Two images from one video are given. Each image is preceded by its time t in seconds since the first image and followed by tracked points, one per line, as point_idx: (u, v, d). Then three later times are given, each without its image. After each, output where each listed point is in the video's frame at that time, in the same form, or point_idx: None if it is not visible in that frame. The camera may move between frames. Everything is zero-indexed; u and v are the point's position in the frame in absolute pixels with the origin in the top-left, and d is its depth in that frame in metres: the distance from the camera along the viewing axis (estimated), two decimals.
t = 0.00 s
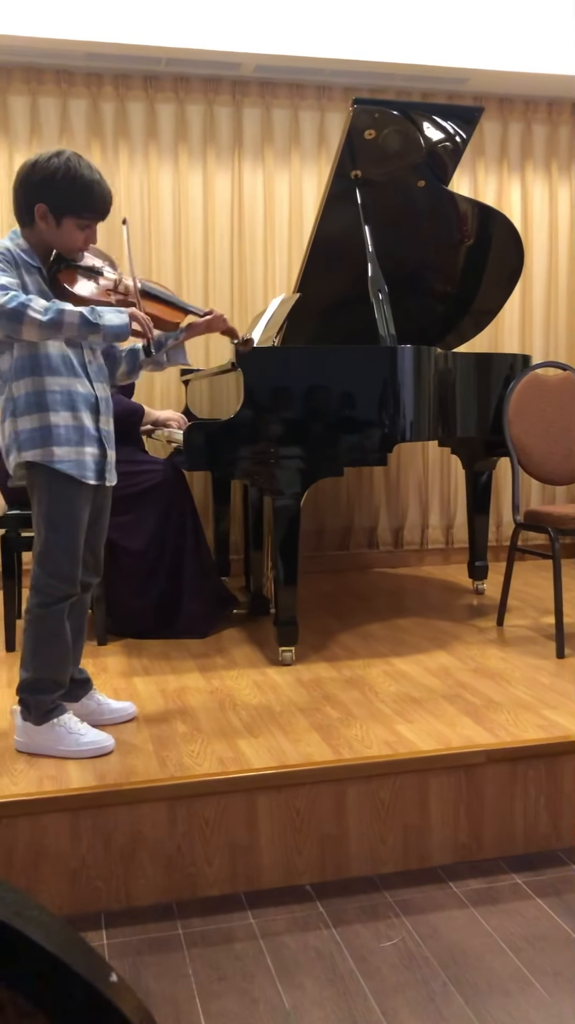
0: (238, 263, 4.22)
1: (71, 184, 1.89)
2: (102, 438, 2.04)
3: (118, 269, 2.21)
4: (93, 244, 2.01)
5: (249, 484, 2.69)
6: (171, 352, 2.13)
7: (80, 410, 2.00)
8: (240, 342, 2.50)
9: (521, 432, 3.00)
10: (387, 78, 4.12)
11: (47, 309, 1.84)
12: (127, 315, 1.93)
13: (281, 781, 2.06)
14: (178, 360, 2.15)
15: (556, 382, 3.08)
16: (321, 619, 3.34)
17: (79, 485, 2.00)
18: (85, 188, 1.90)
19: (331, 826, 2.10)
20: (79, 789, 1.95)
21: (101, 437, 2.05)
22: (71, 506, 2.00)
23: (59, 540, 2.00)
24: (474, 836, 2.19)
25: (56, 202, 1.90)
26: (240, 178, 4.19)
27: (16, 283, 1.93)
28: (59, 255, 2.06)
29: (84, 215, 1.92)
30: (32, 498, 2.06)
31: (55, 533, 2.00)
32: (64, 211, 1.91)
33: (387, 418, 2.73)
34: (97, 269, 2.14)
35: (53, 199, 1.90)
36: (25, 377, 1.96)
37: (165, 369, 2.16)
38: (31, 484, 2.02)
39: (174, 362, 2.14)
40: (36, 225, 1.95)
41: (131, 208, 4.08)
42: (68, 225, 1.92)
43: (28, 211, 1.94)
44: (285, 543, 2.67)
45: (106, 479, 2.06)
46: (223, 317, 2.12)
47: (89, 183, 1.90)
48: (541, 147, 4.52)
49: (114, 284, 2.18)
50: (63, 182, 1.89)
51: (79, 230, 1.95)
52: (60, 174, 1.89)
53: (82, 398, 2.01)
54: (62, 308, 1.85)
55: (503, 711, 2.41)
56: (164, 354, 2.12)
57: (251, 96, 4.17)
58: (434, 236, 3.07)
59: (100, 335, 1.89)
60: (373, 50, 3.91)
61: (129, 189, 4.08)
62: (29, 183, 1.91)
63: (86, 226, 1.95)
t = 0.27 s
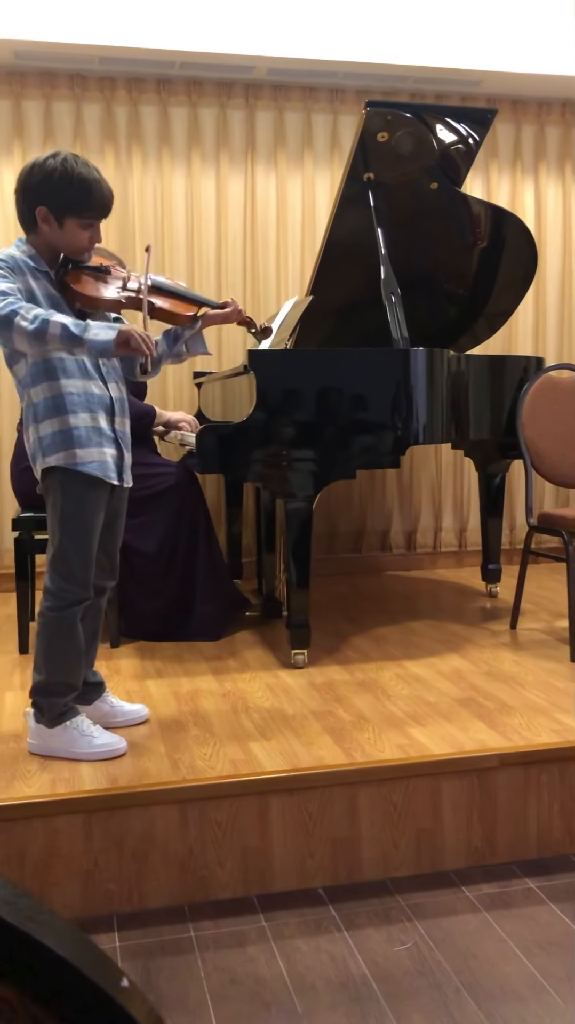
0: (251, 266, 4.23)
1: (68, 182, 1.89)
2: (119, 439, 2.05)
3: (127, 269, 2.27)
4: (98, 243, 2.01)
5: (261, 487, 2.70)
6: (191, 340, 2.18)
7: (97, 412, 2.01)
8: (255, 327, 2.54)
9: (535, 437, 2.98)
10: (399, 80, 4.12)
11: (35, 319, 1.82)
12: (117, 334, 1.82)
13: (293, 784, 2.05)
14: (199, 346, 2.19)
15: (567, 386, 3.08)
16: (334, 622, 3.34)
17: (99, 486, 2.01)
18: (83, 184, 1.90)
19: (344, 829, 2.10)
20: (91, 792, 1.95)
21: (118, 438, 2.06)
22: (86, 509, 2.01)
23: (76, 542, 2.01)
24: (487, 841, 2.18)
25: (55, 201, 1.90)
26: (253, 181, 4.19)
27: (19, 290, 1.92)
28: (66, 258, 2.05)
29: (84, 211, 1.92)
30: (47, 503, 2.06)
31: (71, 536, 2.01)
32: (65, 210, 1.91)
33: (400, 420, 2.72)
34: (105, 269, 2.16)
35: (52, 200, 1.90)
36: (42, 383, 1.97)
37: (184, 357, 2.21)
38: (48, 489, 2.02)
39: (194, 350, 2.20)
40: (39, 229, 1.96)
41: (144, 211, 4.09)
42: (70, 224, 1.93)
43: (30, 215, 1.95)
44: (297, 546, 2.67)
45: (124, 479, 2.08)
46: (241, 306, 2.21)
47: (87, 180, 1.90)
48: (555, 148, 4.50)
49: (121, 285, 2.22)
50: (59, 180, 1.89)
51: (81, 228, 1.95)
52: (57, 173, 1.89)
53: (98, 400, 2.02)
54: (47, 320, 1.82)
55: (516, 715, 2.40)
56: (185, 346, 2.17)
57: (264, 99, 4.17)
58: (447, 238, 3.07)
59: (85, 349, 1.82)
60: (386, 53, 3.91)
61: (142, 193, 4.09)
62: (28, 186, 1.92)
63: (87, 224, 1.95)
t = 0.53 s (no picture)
0: (262, 267, 4.23)
1: (78, 185, 1.89)
2: (127, 439, 2.05)
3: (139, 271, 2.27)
4: (109, 245, 2.01)
5: (273, 489, 2.69)
6: (202, 345, 2.16)
7: (104, 413, 2.01)
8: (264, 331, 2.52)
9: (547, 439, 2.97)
10: (411, 81, 4.11)
11: (51, 320, 1.82)
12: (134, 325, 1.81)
13: (304, 786, 2.05)
14: (209, 353, 2.17)
15: None
16: (345, 624, 3.34)
17: (106, 487, 2.01)
18: (93, 186, 1.90)
19: (355, 831, 2.09)
20: (103, 793, 1.96)
21: (126, 439, 2.06)
22: (95, 511, 2.01)
23: (84, 544, 2.01)
24: (499, 844, 2.17)
25: (66, 203, 1.90)
26: (265, 182, 4.19)
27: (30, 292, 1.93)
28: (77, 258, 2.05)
29: (95, 214, 1.92)
30: (57, 504, 2.07)
31: (80, 538, 2.01)
32: (75, 212, 1.91)
33: (412, 422, 2.72)
34: (116, 270, 2.16)
35: (63, 202, 1.90)
36: (50, 384, 1.97)
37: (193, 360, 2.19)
38: (57, 490, 2.03)
39: (204, 355, 2.18)
40: (51, 231, 1.97)
41: (156, 213, 4.10)
42: (81, 225, 1.93)
43: (41, 217, 1.95)
44: (308, 548, 2.67)
45: (132, 480, 2.07)
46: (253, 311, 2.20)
47: (97, 181, 1.90)
48: (567, 149, 4.49)
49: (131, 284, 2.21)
50: (70, 182, 1.89)
51: (92, 230, 1.95)
52: (67, 175, 1.89)
53: (106, 401, 2.01)
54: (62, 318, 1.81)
55: (529, 718, 2.39)
56: (195, 350, 2.14)
57: (276, 101, 4.18)
58: (460, 239, 3.06)
59: (102, 345, 1.80)
60: (398, 54, 3.91)
61: (154, 195, 4.10)
62: (39, 188, 1.92)
63: (99, 226, 1.95)
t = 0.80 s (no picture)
0: (274, 269, 4.24)
1: (98, 189, 1.90)
2: (135, 443, 2.06)
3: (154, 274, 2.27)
4: (125, 248, 2.02)
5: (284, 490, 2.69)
6: (209, 354, 2.16)
7: (113, 417, 2.02)
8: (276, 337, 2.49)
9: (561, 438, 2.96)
10: (423, 81, 4.11)
11: (72, 332, 1.83)
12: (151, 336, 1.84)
13: (315, 787, 2.05)
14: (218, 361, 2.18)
15: None
16: (356, 625, 3.33)
17: (114, 491, 2.02)
18: (113, 192, 1.91)
19: (366, 833, 2.09)
20: (114, 793, 1.96)
21: (133, 443, 2.06)
22: (104, 513, 2.01)
23: (93, 547, 2.02)
24: (510, 846, 2.17)
25: (84, 207, 1.91)
26: (276, 183, 4.20)
27: (45, 297, 1.93)
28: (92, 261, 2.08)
29: (112, 218, 1.93)
30: (66, 505, 2.07)
31: (88, 540, 2.01)
32: (92, 216, 1.92)
33: (423, 423, 2.71)
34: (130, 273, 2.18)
35: (81, 205, 1.91)
36: (58, 386, 1.98)
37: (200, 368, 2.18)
38: (66, 491, 2.03)
39: (210, 363, 2.18)
40: (67, 232, 1.98)
41: (168, 214, 4.11)
42: (98, 230, 1.94)
43: (58, 219, 1.96)
44: (319, 549, 2.67)
45: (139, 484, 2.08)
46: (263, 324, 2.21)
47: (117, 187, 1.91)
48: None
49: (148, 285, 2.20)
50: (90, 186, 1.90)
51: (108, 234, 1.96)
52: (87, 179, 1.90)
53: (114, 405, 2.02)
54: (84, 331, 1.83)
55: (540, 720, 2.38)
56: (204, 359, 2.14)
57: (287, 102, 4.18)
58: (471, 240, 3.06)
59: (124, 360, 1.83)
60: (410, 55, 3.91)
61: (166, 196, 4.10)
62: (58, 190, 1.93)
63: (116, 231, 1.96)
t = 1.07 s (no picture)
0: (285, 271, 4.24)
1: (119, 193, 1.91)
2: (146, 444, 2.07)
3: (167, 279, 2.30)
4: (142, 253, 2.02)
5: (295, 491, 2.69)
6: (217, 362, 2.19)
7: (123, 418, 2.02)
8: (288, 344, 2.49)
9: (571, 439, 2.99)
10: (434, 82, 4.11)
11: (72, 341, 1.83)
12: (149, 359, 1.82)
13: (326, 789, 2.05)
14: (224, 369, 2.20)
15: None
16: (367, 627, 3.33)
17: (125, 492, 2.02)
18: (134, 196, 1.92)
19: (377, 835, 2.08)
20: (125, 794, 1.96)
21: (144, 444, 2.07)
22: (117, 515, 2.02)
23: (105, 548, 2.02)
24: (522, 849, 2.16)
25: (104, 209, 1.91)
26: (288, 185, 4.20)
27: (58, 298, 1.93)
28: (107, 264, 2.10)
29: (131, 222, 1.93)
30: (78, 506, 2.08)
31: (101, 541, 2.02)
32: (111, 219, 1.92)
33: (435, 424, 2.71)
34: (145, 277, 2.20)
35: (100, 207, 1.91)
36: (69, 388, 1.98)
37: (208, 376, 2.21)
38: (78, 492, 2.03)
39: (218, 372, 2.21)
40: (85, 233, 1.98)
41: (179, 216, 4.12)
42: (116, 232, 1.94)
43: (76, 220, 1.96)
44: (330, 550, 2.66)
45: (150, 485, 2.08)
46: (273, 333, 2.21)
47: (137, 192, 1.92)
48: None
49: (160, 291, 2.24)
50: (111, 189, 1.91)
51: (126, 238, 1.96)
52: (109, 182, 1.91)
53: (125, 407, 2.03)
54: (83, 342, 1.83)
55: (552, 722, 2.38)
56: (211, 365, 2.17)
57: (299, 103, 4.18)
58: (483, 240, 3.05)
59: (118, 377, 1.82)
60: (422, 56, 3.90)
61: (178, 198, 4.11)
62: (78, 191, 1.94)
63: (134, 236, 1.97)
